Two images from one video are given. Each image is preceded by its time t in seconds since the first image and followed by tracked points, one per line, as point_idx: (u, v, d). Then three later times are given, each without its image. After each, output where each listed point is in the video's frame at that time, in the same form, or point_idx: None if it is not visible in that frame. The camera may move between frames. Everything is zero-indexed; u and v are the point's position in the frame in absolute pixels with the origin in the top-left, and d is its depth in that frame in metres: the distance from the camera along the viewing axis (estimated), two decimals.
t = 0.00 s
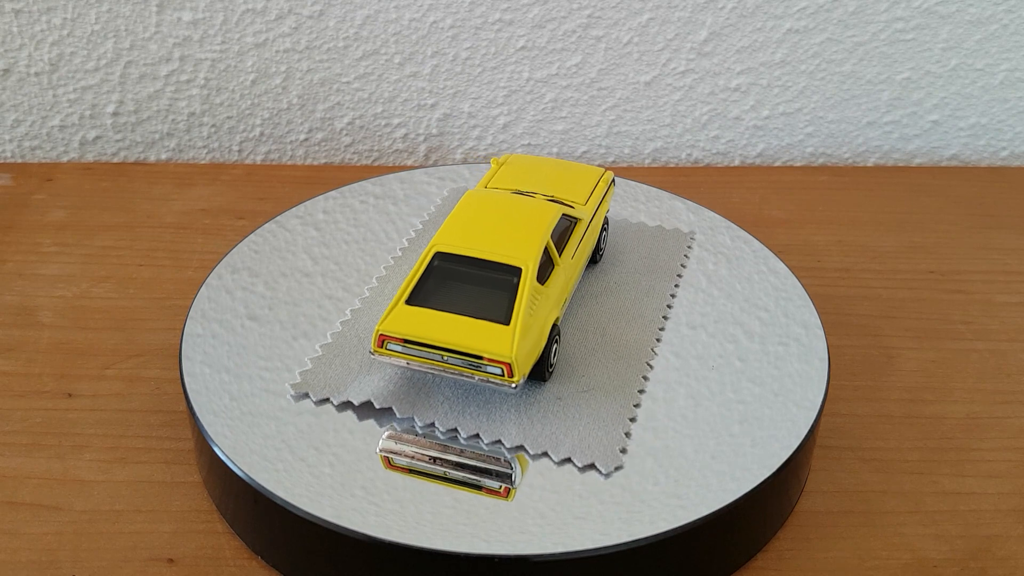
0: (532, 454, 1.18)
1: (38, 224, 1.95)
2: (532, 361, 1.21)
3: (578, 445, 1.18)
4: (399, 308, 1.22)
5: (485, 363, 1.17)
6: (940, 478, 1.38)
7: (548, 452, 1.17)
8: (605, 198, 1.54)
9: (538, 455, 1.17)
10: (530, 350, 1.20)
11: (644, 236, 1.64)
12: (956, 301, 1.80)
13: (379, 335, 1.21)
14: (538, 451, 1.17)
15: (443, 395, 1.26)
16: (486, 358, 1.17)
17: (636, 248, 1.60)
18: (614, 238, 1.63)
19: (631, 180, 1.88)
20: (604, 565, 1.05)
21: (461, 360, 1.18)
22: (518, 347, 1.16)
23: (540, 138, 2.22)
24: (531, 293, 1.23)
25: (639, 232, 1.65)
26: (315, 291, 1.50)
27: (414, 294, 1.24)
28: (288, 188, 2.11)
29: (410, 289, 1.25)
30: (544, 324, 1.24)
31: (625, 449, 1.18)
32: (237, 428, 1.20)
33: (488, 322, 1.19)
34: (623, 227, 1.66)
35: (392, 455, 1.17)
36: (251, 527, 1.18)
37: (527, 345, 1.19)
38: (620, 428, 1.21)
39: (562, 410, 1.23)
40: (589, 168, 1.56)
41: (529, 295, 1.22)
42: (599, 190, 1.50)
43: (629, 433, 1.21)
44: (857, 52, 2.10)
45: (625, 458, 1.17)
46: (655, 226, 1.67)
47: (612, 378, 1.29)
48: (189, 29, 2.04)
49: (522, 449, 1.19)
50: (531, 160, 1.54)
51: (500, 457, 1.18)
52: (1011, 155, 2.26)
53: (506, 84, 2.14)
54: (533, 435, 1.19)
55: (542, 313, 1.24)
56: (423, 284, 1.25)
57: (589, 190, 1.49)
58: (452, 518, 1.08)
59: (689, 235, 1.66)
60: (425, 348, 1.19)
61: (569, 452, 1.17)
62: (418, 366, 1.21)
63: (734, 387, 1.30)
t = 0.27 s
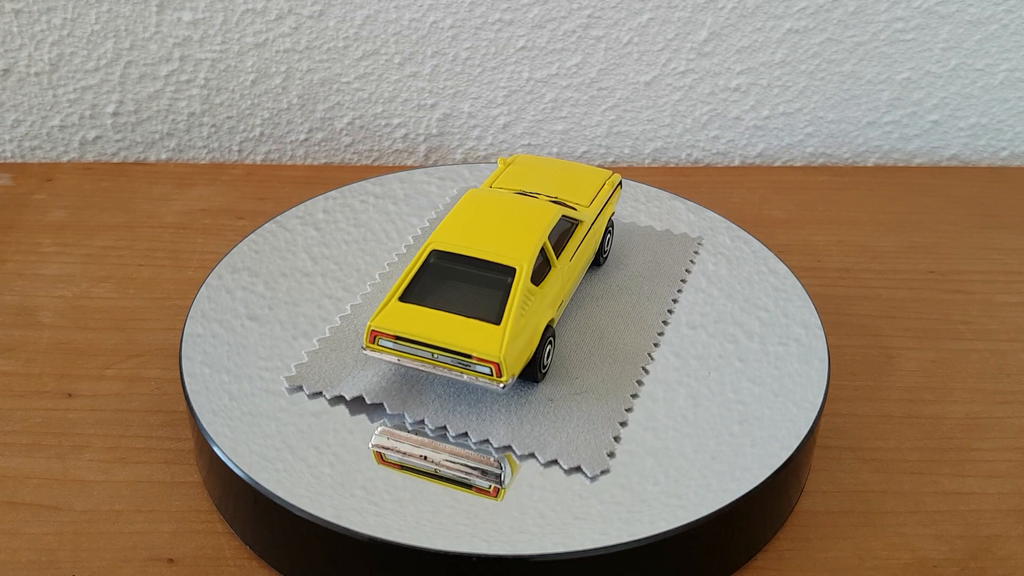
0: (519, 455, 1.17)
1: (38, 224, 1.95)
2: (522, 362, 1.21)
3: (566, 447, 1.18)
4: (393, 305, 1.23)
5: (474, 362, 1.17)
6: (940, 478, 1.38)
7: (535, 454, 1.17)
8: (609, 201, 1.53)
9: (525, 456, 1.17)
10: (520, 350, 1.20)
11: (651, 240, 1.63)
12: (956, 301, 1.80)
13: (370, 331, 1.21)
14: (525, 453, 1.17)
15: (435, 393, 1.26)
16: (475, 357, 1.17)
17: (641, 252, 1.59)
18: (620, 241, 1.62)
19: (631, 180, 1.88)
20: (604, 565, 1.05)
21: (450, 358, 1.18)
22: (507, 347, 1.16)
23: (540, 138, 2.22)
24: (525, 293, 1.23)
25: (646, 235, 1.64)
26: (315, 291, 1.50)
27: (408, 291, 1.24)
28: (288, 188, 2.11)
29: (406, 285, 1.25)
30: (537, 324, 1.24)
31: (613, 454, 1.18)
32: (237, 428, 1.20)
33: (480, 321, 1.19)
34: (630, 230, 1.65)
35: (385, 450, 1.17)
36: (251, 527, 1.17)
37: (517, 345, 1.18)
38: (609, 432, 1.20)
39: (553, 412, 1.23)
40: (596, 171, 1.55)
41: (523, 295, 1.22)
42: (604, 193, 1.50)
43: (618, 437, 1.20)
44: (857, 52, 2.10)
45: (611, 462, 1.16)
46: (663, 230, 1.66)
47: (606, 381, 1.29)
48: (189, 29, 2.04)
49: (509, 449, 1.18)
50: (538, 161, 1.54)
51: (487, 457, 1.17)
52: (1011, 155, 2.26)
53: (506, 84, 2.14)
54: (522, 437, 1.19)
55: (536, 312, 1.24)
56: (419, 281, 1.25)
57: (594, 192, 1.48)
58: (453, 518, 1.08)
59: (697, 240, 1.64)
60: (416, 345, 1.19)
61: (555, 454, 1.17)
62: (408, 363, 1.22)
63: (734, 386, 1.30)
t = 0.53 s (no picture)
0: (506, 455, 1.17)
1: (38, 224, 1.95)
2: (512, 364, 1.20)
3: (553, 449, 1.17)
4: (386, 301, 1.23)
5: (462, 361, 1.17)
6: (940, 478, 1.38)
7: (522, 455, 1.17)
8: (614, 204, 1.52)
9: (512, 456, 1.17)
10: (510, 351, 1.19)
11: (658, 245, 1.62)
12: (956, 301, 1.80)
13: (363, 326, 1.22)
14: (512, 453, 1.17)
15: (428, 390, 1.26)
16: (464, 356, 1.17)
17: (647, 256, 1.58)
18: (626, 246, 1.61)
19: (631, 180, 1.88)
20: (604, 565, 1.05)
21: (440, 356, 1.18)
22: (495, 346, 1.16)
23: (540, 138, 2.22)
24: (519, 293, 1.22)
25: (653, 240, 1.63)
26: (315, 291, 1.50)
27: (403, 288, 1.25)
28: (288, 189, 2.11)
29: (403, 282, 1.26)
30: (529, 325, 1.24)
31: (600, 458, 1.17)
32: (237, 428, 1.20)
33: (473, 320, 1.19)
34: (637, 234, 1.64)
35: (378, 444, 1.18)
36: (251, 528, 1.17)
37: (507, 345, 1.18)
38: (598, 435, 1.20)
39: (544, 414, 1.23)
40: (604, 174, 1.55)
41: (516, 295, 1.22)
42: (609, 196, 1.50)
43: (607, 441, 1.20)
44: (857, 52, 2.10)
45: (598, 466, 1.16)
46: (670, 234, 1.65)
47: (601, 383, 1.28)
48: (189, 29, 2.04)
49: (497, 449, 1.18)
50: (544, 163, 1.55)
51: (475, 456, 1.17)
52: (1011, 155, 2.26)
53: (506, 84, 2.14)
54: (512, 438, 1.19)
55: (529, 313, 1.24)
56: (415, 278, 1.26)
57: (598, 195, 1.48)
58: (453, 518, 1.08)
59: (705, 246, 1.63)
60: (407, 342, 1.20)
61: (542, 456, 1.17)
62: (399, 359, 1.22)
63: (734, 386, 1.30)
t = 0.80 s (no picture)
0: (493, 454, 1.17)
1: (38, 224, 1.95)
2: (501, 364, 1.20)
3: (540, 450, 1.17)
4: (380, 297, 1.23)
5: (451, 359, 1.17)
6: (940, 478, 1.38)
7: (508, 455, 1.17)
8: (619, 207, 1.52)
9: (498, 456, 1.17)
10: (500, 350, 1.19)
11: (665, 249, 1.60)
12: (956, 301, 1.80)
13: (355, 321, 1.22)
14: (499, 453, 1.17)
15: (420, 386, 1.27)
16: (453, 354, 1.17)
17: (652, 260, 1.57)
18: (631, 250, 1.60)
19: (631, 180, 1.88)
20: (605, 565, 1.05)
21: (430, 353, 1.18)
22: (484, 346, 1.16)
23: (540, 138, 2.22)
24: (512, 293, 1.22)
25: (660, 244, 1.62)
26: (315, 291, 1.50)
27: (398, 284, 1.25)
28: (288, 189, 2.11)
29: (397, 278, 1.26)
30: (522, 326, 1.23)
31: (587, 461, 1.17)
32: (236, 428, 1.20)
33: (464, 319, 1.19)
34: (644, 239, 1.63)
35: (371, 440, 1.19)
36: (251, 528, 1.17)
37: (497, 344, 1.18)
38: (586, 438, 1.20)
39: (534, 415, 1.23)
40: (611, 177, 1.54)
41: (509, 295, 1.22)
42: (613, 200, 1.49)
43: (595, 445, 1.19)
44: (857, 52, 2.10)
45: (584, 469, 1.15)
46: (678, 239, 1.64)
47: (598, 385, 1.28)
48: (189, 29, 2.04)
49: (484, 449, 1.18)
50: (550, 165, 1.55)
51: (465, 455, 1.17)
52: (1011, 155, 2.26)
53: (506, 84, 2.14)
54: (502, 439, 1.19)
55: (521, 313, 1.23)
56: (410, 275, 1.26)
57: (602, 198, 1.47)
58: (452, 518, 1.08)
59: (713, 251, 1.61)
60: (397, 338, 1.20)
61: (528, 457, 1.16)
62: (389, 355, 1.22)
63: (734, 386, 1.30)
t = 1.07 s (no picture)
0: (481, 454, 1.17)
1: (38, 224, 1.95)
2: (491, 363, 1.20)
3: (527, 451, 1.17)
4: (375, 293, 1.24)
5: (440, 357, 1.17)
6: (940, 478, 1.38)
7: (495, 454, 1.17)
8: (624, 211, 1.51)
9: (484, 455, 1.17)
10: (491, 349, 1.19)
11: (671, 254, 1.59)
12: (956, 301, 1.80)
13: (349, 315, 1.23)
14: (486, 452, 1.17)
15: (413, 383, 1.28)
16: (442, 351, 1.17)
17: (658, 265, 1.56)
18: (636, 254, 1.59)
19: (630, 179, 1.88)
20: (605, 565, 1.05)
21: (420, 350, 1.19)
22: (473, 344, 1.16)
23: (540, 138, 2.22)
24: (505, 293, 1.22)
25: (667, 249, 1.61)
26: (315, 291, 1.49)
27: (393, 280, 1.26)
28: (288, 189, 2.11)
29: (394, 274, 1.27)
30: (514, 326, 1.23)
31: (574, 464, 1.16)
32: (236, 428, 1.20)
33: (457, 317, 1.19)
34: (650, 244, 1.62)
35: (366, 435, 1.20)
36: (251, 527, 1.17)
37: (487, 343, 1.18)
38: (575, 441, 1.19)
39: (525, 416, 1.22)
40: (617, 180, 1.53)
41: (502, 294, 1.22)
42: (617, 203, 1.48)
43: (583, 447, 1.19)
44: (857, 52, 2.10)
45: (571, 472, 1.15)
46: (685, 244, 1.63)
47: (597, 386, 1.28)
48: (189, 29, 2.04)
49: (472, 448, 1.18)
50: (557, 166, 1.55)
51: (455, 453, 1.17)
52: (1011, 155, 2.26)
53: (506, 84, 2.14)
54: (492, 440, 1.19)
55: (514, 313, 1.23)
56: (407, 271, 1.26)
57: (605, 201, 1.47)
58: (452, 518, 1.08)
59: (719, 257, 1.60)
60: (389, 334, 1.20)
61: (515, 458, 1.16)
62: (381, 350, 1.23)
63: (734, 387, 1.30)
